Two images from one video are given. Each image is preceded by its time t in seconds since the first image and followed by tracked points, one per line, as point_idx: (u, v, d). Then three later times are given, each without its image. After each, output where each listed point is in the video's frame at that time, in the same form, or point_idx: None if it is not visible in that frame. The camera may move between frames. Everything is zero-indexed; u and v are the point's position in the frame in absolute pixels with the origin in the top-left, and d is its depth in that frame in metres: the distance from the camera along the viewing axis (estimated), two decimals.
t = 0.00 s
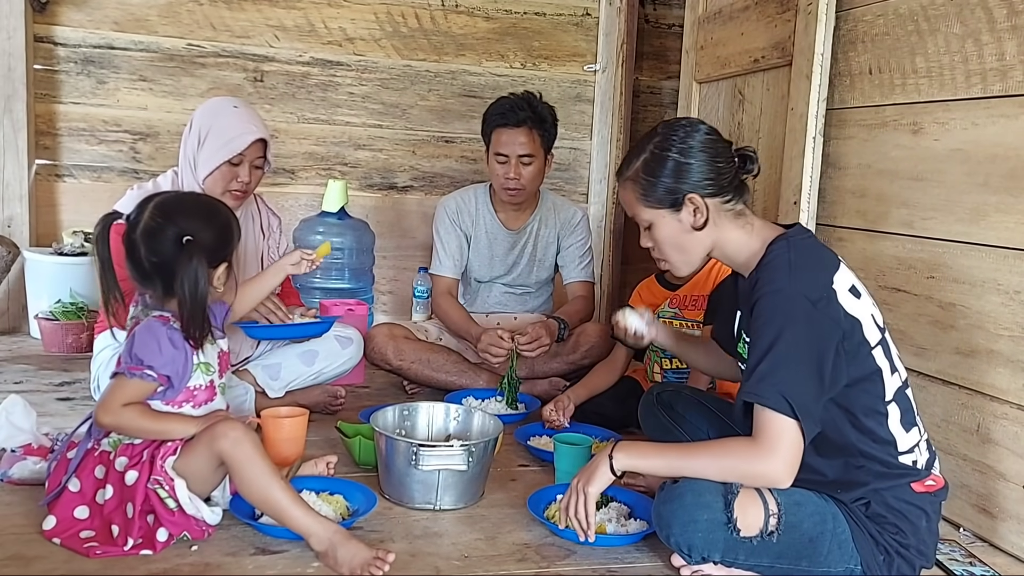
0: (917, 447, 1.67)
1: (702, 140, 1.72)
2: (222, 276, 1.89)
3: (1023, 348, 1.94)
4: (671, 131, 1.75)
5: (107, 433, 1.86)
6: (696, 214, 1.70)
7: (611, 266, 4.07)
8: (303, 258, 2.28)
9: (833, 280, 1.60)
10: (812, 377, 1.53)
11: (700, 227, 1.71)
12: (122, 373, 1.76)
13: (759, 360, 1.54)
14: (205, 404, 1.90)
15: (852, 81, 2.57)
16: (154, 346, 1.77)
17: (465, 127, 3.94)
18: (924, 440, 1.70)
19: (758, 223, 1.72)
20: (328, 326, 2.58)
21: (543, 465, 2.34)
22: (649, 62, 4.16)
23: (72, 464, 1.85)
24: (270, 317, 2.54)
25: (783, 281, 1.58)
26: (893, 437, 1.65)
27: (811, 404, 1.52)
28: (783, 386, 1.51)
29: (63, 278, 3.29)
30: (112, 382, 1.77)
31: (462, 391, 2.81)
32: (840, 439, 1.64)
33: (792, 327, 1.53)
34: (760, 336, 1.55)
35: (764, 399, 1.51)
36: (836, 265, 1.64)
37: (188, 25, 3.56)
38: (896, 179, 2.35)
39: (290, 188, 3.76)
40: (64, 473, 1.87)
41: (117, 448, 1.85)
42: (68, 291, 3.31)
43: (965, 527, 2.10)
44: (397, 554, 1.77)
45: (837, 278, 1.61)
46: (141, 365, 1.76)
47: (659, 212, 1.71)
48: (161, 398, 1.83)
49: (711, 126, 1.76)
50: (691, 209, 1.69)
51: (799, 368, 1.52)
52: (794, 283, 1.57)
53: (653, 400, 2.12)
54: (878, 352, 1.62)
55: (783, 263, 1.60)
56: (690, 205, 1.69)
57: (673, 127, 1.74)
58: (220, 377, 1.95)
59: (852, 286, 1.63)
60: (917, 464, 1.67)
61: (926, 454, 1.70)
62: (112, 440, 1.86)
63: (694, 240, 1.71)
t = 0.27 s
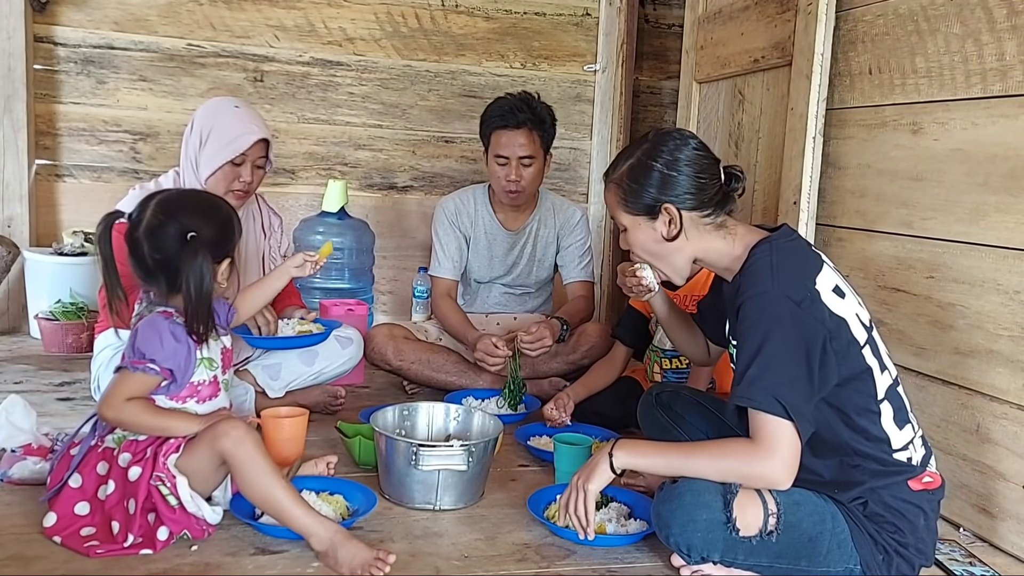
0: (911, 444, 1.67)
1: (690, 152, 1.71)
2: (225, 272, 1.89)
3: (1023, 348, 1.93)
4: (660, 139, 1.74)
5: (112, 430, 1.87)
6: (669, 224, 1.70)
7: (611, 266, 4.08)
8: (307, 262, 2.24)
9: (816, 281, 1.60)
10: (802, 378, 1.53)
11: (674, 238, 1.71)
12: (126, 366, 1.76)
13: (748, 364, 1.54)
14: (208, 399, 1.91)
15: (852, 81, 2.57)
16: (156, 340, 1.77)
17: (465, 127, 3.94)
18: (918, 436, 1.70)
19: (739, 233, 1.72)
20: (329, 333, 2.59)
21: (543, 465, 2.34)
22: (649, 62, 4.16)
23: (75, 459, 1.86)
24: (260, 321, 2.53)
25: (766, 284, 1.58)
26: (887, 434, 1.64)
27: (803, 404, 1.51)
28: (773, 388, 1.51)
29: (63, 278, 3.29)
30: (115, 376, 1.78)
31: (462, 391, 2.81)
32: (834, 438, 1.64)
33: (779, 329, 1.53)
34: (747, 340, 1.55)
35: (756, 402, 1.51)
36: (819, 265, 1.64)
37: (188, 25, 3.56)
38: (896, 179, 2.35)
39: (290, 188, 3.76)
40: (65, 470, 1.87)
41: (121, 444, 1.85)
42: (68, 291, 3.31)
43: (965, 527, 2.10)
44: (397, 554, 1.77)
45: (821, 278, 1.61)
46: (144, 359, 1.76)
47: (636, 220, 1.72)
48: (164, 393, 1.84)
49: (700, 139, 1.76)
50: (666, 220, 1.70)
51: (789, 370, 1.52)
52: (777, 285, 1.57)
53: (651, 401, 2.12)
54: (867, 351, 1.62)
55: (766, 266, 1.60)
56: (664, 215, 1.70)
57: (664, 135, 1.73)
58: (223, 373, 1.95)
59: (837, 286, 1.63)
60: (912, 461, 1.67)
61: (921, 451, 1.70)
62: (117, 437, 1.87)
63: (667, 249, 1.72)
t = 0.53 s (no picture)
0: (910, 443, 1.67)
1: (681, 160, 1.70)
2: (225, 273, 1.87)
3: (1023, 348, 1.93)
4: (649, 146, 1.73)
5: (116, 429, 1.87)
6: (662, 232, 1.69)
7: (611, 267, 4.08)
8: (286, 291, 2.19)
9: (810, 281, 1.60)
10: (797, 378, 1.53)
11: (667, 245, 1.70)
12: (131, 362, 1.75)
13: (744, 365, 1.53)
14: (213, 393, 1.90)
15: (852, 82, 2.57)
16: (164, 334, 1.78)
17: (464, 127, 3.94)
18: (916, 435, 1.70)
19: (732, 236, 1.72)
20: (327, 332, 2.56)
21: (543, 465, 2.34)
22: (649, 62, 4.15)
23: (77, 459, 1.86)
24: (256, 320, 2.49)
25: (760, 285, 1.57)
26: (885, 434, 1.64)
27: (799, 404, 1.51)
28: (768, 388, 1.51)
29: (63, 278, 3.29)
30: (120, 375, 1.77)
31: (461, 391, 2.80)
32: (831, 438, 1.64)
33: (773, 330, 1.53)
34: (742, 341, 1.55)
35: (754, 403, 1.51)
36: (813, 266, 1.64)
37: (188, 25, 3.56)
38: (896, 179, 2.35)
39: (290, 188, 3.76)
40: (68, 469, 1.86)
41: (127, 442, 1.84)
42: (68, 290, 3.31)
43: (965, 527, 2.10)
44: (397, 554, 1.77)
45: (815, 279, 1.61)
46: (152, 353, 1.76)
47: (628, 228, 1.72)
48: (170, 389, 1.83)
49: (691, 145, 1.73)
50: (658, 227, 1.69)
51: (784, 370, 1.52)
52: (771, 285, 1.57)
53: (651, 402, 2.13)
54: (862, 350, 1.61)
55: (760, 267, 1.60)
56: (656, 222, 1.69)
57: (654, 142, 1.72)
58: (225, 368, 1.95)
59: (831, 286, 1.63)
60: (910, 460, 1.67)
61: (920, 450, 1.69)
62: (121, 435, 1.86)
63: (660, 255, 1.72)
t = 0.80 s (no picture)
0: (909, 443, 1.67)
1: (675, 165, 1.69)
2: (208, 273, 1.82)
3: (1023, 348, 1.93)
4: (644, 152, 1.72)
5: (112, 430, 1.87)
6: (661, 237, 1.69)
7: (611, 267, 4.08)
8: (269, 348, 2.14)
9: (809, 281, 1.60)
10: (796, 378, 1.52)
11: (666, 250, 1.71)
12: (143, 369, 1.75)
13: (743, 365, 1.53)
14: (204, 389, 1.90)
15: (852, 82, 2.57)
16: (170, 332, 1.79)
17: (465, 126, 3.94)
18: (915, 434, 1.70)
19: (730, 237, 1.72)
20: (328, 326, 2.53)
21: (543, 465, 2.34)
22: (649, 62, 4.15)
23: (75, 460, 1.85)
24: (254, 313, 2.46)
25: (759, 285, 1.57)
26: (885, 433, 1.64)
27: (798, 404, 1.51)
28: (767, 389, 1.50)
29: (63, 278, 3.29)
30: (139, 386, 1.77)
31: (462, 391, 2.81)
32: (831, 438, 1.64)
33: (772, 330, 1.53)
34: (741, 342, 1.55)
35: (753, 403, 1.51)
36: (812, 266, 1.64)
37: (188, 25, 3.56)
38: (896, 179, 2.35)
39: (290, 188, 3.76)
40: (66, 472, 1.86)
41: (123, 443, 1.85)
42: (68, 291, 3.31)
43: (965, 527, 2.10)
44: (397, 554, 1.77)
45: (814, 279, 1.61)
46: (163, 356, 1.77)
47: (627, 234, 1.72)
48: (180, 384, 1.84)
49: (685, 147, 1.73)
50: (656, 233, 1.69)
51: (783, 370, 1.52)
52: (769, 286, 1.57)
53: (650, 402, 2.13)
54: (861, 350, 1.61)
55: (759, 268, 1.60)
56: (654, 228, 1.69)
57: (647, 148, 1.71)
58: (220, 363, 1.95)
59: (830, 287, 1.63)
60: (910, 460, 1.67)
61: (919, 450, 1.69)
62: (118, 436, 1.86)
63: (659, 260, 1.72)
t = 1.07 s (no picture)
0: (909, 443, 1.67)
1: (671, 167, 1.69)
2: (199, 268, 1.82)
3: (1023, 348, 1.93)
4: (639, 155, 1.72)
5: (115, 430, 1.86)
6: (662, 239, 1.69)
7: (611, 267, 4.08)
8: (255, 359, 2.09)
9: (809, 282, 1.60)
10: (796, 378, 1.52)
11: (667, 252, 1.70)
12: (172, 368, 1.76)
13: (743, 365, 1.53)
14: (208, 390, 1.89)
15: (852, 82, 2.57)
16: (188, 326, 1.80)
17: (465, 127, 3.94)
18: (915, 435, 1.70)
19: (730, 237, 1.72)
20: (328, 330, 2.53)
21: (543, 465, 2.34)
22: (649, 62, 4.15)
23: (76, 460, 1.85)
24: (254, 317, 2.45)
25: (758, 286, 1.58)
26: (884, 433, 1.65)
27: (798, 405, 1.51)
28: (767, 389, 1.50)
29: (63, 278, 3.29)
30: (167, 386, 1.77)
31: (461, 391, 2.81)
32: (830, 438, 1.64)
33: (772, 330, 1.53)
34: (741, 342, 1.55)
35: (754, 404, 1.51)
36: (811, 266, 1.64)
37: (188, 25, 3.56)
38: (896, 179, 2.35)
39: (290, 188, 3.76)
40: (67, 471, 1.85)
41: (126, 443, 1.84)
42: (68, 291, 3.31)
43: (965, 527, 2.10)
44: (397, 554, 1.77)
45: (814, 279, 1.61)
46: (189, 350, 1.78)
47: (627, 237, 1.72)
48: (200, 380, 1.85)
49: (681, 149, 1.73)
50: (657, 235, 1.69)
51: (783, 371, 1.52)
52: (769, 286, 1.57)
53: (650, 402, 2.13)
54: (861, 350, 1.61)
55: (759, 268, 1.60)
56: (655, 231, 1.69)
57: (642, 151, 1.71)
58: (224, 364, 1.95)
59: (830, 287, 1.63)
60: (909, 460, 1.67)
61: (919, 450, 1.69)
62: (121, 436, 1.85)
63: (659, 263, 1.71)
